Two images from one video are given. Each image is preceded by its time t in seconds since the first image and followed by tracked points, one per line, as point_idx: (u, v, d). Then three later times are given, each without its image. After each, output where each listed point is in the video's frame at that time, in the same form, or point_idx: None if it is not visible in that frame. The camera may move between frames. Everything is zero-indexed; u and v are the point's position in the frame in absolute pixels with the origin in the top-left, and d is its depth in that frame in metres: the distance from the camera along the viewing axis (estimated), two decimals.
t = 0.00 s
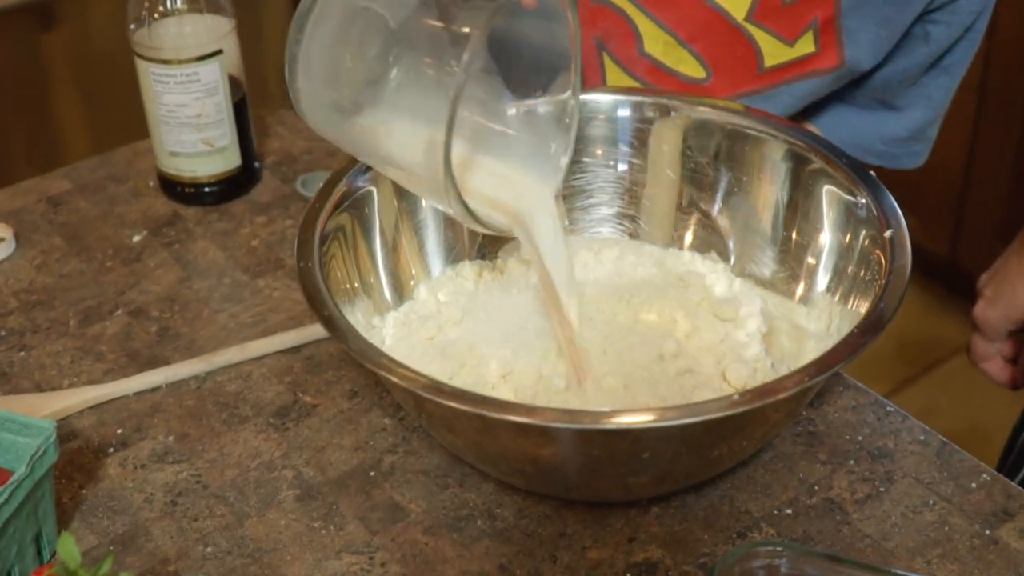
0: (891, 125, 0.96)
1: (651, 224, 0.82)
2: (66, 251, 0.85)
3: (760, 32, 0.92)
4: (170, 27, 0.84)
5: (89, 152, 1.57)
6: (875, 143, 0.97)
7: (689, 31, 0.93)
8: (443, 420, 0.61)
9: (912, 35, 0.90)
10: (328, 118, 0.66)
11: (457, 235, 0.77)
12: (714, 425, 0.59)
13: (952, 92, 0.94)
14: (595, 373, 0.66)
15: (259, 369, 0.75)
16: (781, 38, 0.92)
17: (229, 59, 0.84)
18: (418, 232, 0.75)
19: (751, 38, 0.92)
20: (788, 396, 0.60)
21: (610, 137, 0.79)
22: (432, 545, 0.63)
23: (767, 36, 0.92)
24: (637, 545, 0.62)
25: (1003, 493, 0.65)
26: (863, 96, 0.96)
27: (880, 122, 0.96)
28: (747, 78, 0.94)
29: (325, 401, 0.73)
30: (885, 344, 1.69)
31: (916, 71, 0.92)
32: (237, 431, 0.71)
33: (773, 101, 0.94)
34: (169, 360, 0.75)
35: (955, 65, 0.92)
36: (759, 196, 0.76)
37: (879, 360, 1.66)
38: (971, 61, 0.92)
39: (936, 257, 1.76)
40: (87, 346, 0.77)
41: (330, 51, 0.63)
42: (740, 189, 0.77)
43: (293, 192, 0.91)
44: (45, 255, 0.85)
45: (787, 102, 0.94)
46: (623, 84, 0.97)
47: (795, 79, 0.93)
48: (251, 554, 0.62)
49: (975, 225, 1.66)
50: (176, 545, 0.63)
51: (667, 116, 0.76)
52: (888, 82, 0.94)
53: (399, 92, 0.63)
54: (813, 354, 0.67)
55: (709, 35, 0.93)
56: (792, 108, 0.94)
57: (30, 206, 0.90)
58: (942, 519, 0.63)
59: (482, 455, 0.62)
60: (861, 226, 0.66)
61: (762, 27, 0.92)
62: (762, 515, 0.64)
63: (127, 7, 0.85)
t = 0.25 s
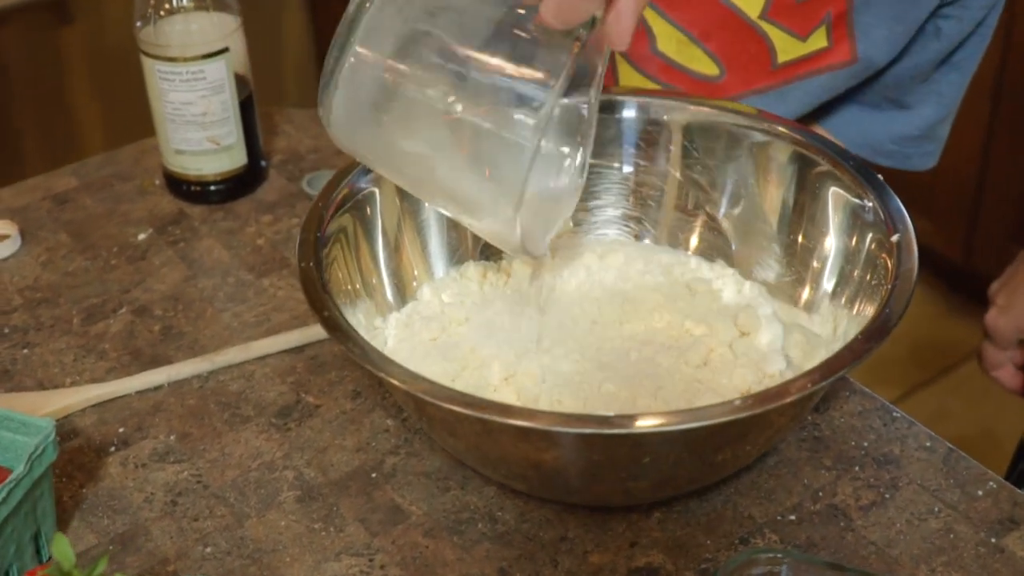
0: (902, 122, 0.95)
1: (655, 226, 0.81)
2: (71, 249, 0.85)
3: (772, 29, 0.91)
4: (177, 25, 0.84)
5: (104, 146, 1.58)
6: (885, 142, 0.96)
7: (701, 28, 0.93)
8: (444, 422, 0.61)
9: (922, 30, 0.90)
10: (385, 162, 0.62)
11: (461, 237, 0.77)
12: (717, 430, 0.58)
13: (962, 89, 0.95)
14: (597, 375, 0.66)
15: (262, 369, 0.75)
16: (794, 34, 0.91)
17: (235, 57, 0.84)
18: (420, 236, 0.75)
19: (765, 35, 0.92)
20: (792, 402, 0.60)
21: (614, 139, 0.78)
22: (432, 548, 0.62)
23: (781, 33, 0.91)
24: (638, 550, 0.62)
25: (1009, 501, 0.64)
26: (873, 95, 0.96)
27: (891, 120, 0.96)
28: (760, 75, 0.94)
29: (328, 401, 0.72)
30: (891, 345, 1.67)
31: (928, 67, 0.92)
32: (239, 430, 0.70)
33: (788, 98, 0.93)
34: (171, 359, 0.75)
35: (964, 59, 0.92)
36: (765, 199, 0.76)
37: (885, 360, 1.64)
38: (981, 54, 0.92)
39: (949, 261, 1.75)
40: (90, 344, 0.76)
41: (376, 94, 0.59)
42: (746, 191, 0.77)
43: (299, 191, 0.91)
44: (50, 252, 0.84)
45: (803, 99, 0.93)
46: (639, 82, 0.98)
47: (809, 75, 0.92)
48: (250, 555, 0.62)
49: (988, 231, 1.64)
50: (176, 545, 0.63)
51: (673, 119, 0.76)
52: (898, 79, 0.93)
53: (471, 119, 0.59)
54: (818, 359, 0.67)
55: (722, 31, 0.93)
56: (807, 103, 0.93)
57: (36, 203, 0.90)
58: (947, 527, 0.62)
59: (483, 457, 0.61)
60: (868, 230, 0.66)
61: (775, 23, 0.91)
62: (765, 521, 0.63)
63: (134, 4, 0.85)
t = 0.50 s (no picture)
0: (907, 123, 0.97)
1: (662, 228, 0.81)
2: (76, 246, 0.85)
3: (776, 23, 0.89)
4: (183, 23, 0.83)
5: (115, 142, 1.58)
6: (891, 141, 0.98)
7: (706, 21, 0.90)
8: (445, 424, 0.60)
9: (925, 31, 0.92)
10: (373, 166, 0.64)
11: (465, 238, 0.77)
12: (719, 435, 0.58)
13: (964, 88, 0.97)
14: (600, 378, 0.65)
15: (266, 368, 0.75)
16: (799, 30, 0.89)
17: (241, 55, 0.84)
18: (423, 238, 0.76)
19: (769, 30, 0.90)
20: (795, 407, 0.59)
21: (619, 141, 0.78)
22: (433, 550, 0.62)
23: (784, 26, 0.89)
24: (640, 554, 0.62)
25: (1016, 508, 0.63)
26: (877, 94, 0.97)
27: (896, 121, 0.97)
28: (763, 71, 0.92)
29: (330, 401, 0.72)
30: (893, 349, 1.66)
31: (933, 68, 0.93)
32: (241, 430, 0.70)
33: (794, 92, 0.92)
34: (175, 357, 0.75)
35: (967, 57, 0.95)
36: (771, 201, 0.76)
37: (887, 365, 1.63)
38: (983, 53, 0.95)
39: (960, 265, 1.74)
40: (94, 342, 0.76)
41: (397, 79, 0.64)
42: (753, 193, 0.76)
43: (305, 191, 0.91)
44: (55, 249, 0.84)
45: (809, 93, 0.92)
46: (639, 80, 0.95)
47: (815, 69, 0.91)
48: (250, 555, 0.62)
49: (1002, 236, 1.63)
50: (176, 545, 0.63)
51: (679, 120, 0.76)
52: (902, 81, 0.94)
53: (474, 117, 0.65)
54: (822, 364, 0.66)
55: (727, 26, 0.90)
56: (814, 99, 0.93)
57: (42, 200, 0.90)
58: (952, 534, 0.62)
59: (485, 459, 0.61)
60: (875, 233, 0.66)
61: (779, 17, 0.89)
62: (769, 526, 0.63)
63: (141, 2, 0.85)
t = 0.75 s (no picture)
0: (904, 102, 0.91)
1: (665, 228, 0.81)
2: (80, 243, 0.85)
3: None
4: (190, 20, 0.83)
5: (125, 139, 1.58)
6: (891, 124, 0.92)
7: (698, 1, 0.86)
8: (444, 425, 0.60)
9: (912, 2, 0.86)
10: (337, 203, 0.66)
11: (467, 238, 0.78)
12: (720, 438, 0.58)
13: (963, 62, 0.91)
14: (601, 379, 0.65)
15: (268, 367, 0.75)
16: (793, 3, 0.85)
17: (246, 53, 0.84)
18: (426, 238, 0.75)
19: (763, 6, 0.85)
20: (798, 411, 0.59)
21: (623, 141, 0.78)
22: (432, 552, 0.62)
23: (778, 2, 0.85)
24: (640, 558, 0.61)
25: (1020, 515, 0.63)
26: (873, 76, 0.91)
27: (893, 101, 0.92)
28: (758, 51, 0.88)
29: (332, 401, 0.72)
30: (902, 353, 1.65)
31: (926, 42, 0.88)
32: (242, 429, 0.70)
33: (792, 72, 0.88)
34: (177, 356, 0.75)
35: (963, 29, 0.88)
36: (775, 202, 0.75)
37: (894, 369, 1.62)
38: (979, 23, 0.88)
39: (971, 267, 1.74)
40: (96, 340, 0.76)
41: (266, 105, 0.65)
42: (758, 194, 0.76)
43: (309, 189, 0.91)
44: (59, 246, 0.84)
45: (807, 72, 0.88)
46: (636, 72, 0.90)
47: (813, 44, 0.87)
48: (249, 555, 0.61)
49: (1014, 240, 1.62)
50: (175, 544, 0.62)
51: (683, 120, 0.75)
52: (896, 56, 0.89)
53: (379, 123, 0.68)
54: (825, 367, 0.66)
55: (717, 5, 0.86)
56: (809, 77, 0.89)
57: (47, 197, 0.89)
58: (956, 540, 0.61)
59: (484, 461, 0.61)
60: (879, 236, 0.65)
61: None
62: (770, 530, 0.62)
63: None
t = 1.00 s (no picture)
0: (883, 47, 0.89)
1: (667, 229, 0.80)
2: (81, 240, 0.84)
3: None
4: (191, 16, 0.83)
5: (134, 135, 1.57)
6: (877, 72, 0.90)
7: None
8: (439, 425, 0.60)
9: None
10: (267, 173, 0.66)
11: (465, 235, 0.79)
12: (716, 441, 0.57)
13: None
14: (598, 380, 0.65)
15: (267, 365, 0.74)
16: None
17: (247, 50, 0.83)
18: (421, 236, 0.77)
19: None
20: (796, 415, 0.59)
21: (624, 140, 0.78)
22: (428, 552, 0.62)
23: None
24: (636, 560, 0.61)
25: (1020, 520, 0.62)
26: (849, 25, 0.90)
27: (874, 49, 0.90)
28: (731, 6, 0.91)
29: (330, 400, 0.72)
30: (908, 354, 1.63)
31: None
32: (239, 427, 0.70)
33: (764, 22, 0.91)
34: (175, 353, 0.74)
35: None
36: (776, 203, 0.75)
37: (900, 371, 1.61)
38: None
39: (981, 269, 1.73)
40: (95, 336, 0.76)
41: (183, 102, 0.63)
42: (759, 194, 0.76)
43: (312, 187, 0.90)
44: (60, 243, 0.84)
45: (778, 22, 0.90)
46: (614, 53, 0.96)
47: None
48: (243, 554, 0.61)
49: None
50: (170, 543, 0.62)
51: (683, 119, 0.76)
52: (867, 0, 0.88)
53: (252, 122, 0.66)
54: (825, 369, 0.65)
55: None
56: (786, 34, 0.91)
57: (49, 193, 0.89)
58: (955, 545, 0.61)
59: (480, 461, 0.60)
60: (879, 237, 0.65)
61: None
62: (768, 534, 0.62)
63: None
